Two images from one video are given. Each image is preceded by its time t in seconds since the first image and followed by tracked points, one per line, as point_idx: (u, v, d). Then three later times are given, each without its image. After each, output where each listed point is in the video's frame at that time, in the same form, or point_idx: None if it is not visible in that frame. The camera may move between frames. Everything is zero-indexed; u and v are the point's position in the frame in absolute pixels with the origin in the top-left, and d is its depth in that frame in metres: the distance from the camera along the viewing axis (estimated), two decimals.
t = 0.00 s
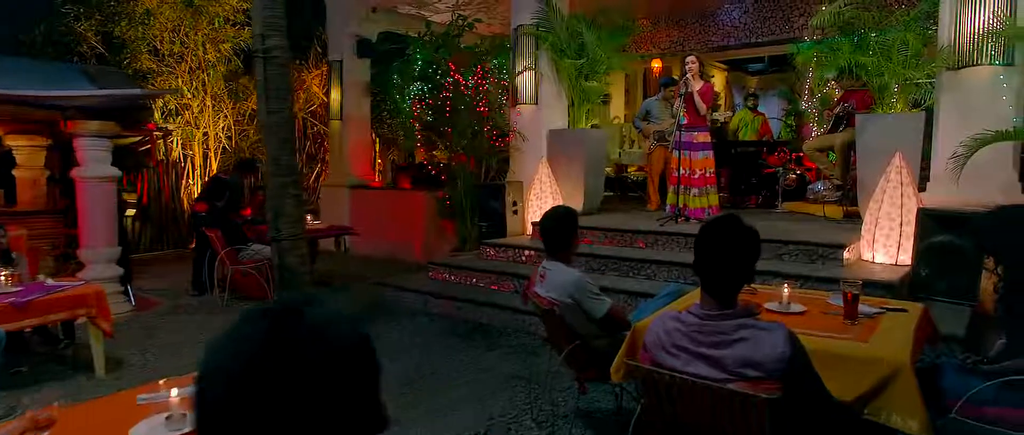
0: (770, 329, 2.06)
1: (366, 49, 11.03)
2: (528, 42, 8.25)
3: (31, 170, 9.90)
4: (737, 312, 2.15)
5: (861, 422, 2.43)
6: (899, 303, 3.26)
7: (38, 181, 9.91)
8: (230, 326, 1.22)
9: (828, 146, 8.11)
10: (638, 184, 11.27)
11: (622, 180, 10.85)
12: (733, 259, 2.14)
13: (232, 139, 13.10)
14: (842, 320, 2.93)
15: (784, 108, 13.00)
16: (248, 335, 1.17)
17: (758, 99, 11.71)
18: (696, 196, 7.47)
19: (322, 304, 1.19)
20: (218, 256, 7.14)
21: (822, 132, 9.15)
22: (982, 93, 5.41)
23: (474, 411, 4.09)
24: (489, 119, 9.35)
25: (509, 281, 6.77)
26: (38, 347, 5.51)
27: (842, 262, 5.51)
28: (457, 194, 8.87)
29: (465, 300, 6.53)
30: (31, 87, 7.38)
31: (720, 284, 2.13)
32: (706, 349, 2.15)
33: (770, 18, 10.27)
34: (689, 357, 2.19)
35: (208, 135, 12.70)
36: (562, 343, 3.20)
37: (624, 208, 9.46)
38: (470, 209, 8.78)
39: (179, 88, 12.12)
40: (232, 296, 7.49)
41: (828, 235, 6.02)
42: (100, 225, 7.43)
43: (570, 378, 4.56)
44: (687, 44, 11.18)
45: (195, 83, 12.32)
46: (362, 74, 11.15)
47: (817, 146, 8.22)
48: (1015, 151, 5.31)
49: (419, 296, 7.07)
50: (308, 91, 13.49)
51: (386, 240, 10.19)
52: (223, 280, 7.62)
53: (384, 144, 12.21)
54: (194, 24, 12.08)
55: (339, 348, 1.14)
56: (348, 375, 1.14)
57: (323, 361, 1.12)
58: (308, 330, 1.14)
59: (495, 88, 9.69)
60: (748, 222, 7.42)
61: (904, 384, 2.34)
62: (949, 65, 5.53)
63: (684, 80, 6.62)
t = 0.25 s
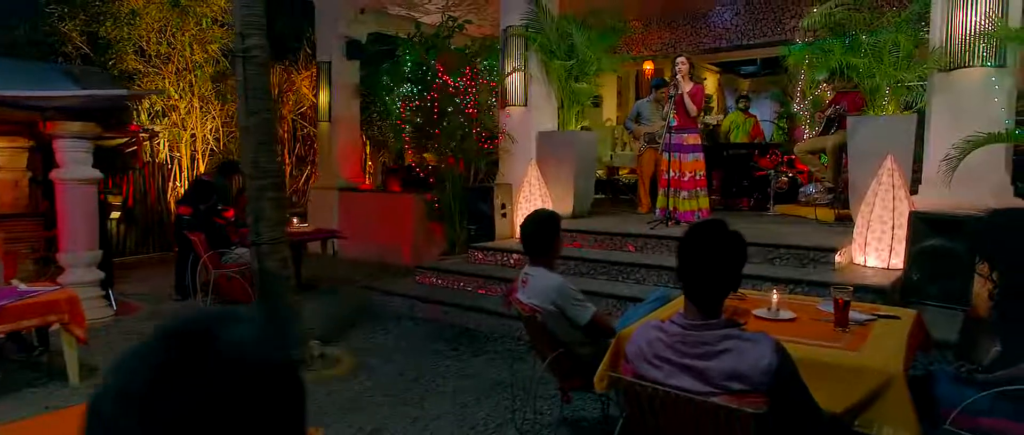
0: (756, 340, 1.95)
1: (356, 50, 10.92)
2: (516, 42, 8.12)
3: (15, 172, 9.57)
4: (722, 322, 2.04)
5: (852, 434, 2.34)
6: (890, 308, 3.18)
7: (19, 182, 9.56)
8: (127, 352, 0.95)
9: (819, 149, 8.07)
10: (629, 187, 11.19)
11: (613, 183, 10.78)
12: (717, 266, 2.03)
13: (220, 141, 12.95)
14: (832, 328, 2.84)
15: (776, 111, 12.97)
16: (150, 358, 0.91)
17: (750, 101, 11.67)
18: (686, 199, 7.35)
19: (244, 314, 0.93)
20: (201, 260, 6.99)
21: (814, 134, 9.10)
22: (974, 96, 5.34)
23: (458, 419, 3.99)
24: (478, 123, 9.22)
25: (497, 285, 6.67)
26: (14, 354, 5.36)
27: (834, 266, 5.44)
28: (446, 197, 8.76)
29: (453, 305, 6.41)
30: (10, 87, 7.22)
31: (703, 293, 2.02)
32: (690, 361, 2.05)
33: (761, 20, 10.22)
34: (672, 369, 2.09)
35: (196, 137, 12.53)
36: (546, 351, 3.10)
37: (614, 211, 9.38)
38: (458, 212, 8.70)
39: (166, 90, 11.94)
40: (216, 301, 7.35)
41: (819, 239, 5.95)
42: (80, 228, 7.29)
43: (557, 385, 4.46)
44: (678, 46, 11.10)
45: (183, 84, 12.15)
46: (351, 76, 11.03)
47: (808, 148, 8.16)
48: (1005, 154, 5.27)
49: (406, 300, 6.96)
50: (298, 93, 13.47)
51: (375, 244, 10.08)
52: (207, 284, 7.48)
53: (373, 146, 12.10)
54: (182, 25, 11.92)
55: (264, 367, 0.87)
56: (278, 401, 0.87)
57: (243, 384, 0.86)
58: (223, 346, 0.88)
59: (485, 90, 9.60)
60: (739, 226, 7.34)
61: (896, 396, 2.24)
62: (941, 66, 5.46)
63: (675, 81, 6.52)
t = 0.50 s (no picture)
0: (741, 350, 1.85)
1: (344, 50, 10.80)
2: (505, 43, 7.99)
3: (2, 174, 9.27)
4: (706, 331, 1.95)
5: None
6: (882, 314, 3.09)
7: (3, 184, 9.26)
8: (11, 372, 0.98)
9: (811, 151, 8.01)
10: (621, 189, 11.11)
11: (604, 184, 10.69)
12: (703, 273, 1.97)
13: (207, 142, 12.78)
14: (822, 334, 2.75)
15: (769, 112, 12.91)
16: (38, 386, 0.96)
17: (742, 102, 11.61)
18: (675, 201, 7.31)
19: (143, 345, 0.99)
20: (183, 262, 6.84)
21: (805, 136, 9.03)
22: (966, 96, 5.28)
23: (440, 428, 3.89)
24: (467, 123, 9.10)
25: (484, 289, 6.56)
26: None
27: (824, 270, 5.37)
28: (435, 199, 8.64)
29: (440, 309, 6.30)
30: None
31: (686, 302, 1.94)
32: (672, 372, 1.95)
33: (753, 21, 10.16)
34: (654, 380, 1.99)
35: (184, 138, 12.31)
36: (529, 359, 2.99)
37: (605, 213, 9.29)
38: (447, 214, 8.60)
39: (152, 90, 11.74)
40: (199, 305, 7.20)
41: (810, 242, 5.88)
42: (59, 229, 7.12)
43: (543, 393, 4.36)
44: (670, 47, 11.04)
45: (169, 85, 11.94)
46: (340, 76, 10.91)
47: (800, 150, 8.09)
48: (996, 156, 5.22)
49: (393, 303, 6.84)
50: (287, 94, 13.29)
51: (363, 247, 9.97)
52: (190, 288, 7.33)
53: (362, 148, 11.96)
54: (168, 24, 11.74)
55: (180, 398, 0.97)
56: (182, 422, 0.97)
57: (145, 413, 0.94)
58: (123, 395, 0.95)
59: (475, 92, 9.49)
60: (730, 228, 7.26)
61: (889, 407, 2.15)
62: (932, 67, 5.38)
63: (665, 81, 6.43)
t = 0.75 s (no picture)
0: (727, 363, 1.76)
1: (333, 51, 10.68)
2: (494, 43, 7.94)
3: None
4: (688, 342, 1.85)
5: None
6: (874, 321, 3.01)
7: None
8: None
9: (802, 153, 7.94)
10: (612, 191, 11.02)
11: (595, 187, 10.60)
12: (686, 282, 1.87)
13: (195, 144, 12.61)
14: (813, 342, 2.66)
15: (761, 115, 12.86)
16: None
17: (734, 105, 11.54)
18: (665, 204, 7.24)
19: (14, 375, 1.63)
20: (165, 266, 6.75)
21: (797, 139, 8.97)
22: (958, 98, 5.21)
23: None
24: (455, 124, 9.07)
25: (472, 293, 6.45)
26: None
27: (816, 274, 5.28)
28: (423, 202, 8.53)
29: (426, 314, 6.19)
30: None
31: (670, 311, 1.85)
32: (654, 384, 1.85)
33: (745, 23, 10.10)
34: (635, 393, 1.89)
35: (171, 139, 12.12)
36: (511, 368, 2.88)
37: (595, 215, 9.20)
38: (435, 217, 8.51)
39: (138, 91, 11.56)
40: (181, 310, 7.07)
41: (801, 245, 5.80)
42: (39, 232, 6.89)
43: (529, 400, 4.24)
44: (662, 49, 10.96)
45: (155, 86, 11.78)
46: (329, 77, 10.80)
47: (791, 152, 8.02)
48: (988, 159, 5.16)
49: (379, 308, 6.72)
50: (276, 96, 13.13)
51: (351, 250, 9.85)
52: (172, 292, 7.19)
53: (351, 150, 11.83)
54: (154, 25, 11.56)
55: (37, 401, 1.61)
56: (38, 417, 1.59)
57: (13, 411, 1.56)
58: (3, 402, 1.57)
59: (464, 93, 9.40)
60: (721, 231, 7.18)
61: (881, 419, 2.06)
62: (923, 68, 5.32)
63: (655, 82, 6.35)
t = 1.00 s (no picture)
0: (711, 376, 1.66)
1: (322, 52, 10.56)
2: (484, 44, 7.86)
3: None
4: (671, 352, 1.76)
5: None
6: (867, 327, 2.92)
7: None
8: None
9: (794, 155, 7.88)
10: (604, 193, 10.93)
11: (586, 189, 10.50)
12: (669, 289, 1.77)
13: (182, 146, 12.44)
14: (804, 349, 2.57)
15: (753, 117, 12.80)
16: None
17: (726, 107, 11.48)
18: (656, 206, 7.14)
19: None
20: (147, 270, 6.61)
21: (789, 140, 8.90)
22: (950, 100, 5.16)
23: None
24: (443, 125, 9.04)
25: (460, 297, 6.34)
26: None
27: (807, 277, 5.21)
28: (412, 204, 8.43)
29: (412, 318, 6.08)
30: None
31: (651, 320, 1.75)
32: (634, 397, 1.75)
33: (737, 24, 10.04)
34: (615, 407, 1.79)
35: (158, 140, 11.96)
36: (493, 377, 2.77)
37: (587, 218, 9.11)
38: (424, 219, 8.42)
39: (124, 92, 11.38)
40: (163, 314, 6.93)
41: (794, 248, 5.72)
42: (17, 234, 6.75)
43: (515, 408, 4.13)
44: (654, 50, 10.90)
45: (142, 87, 11.62)
46: (318, 78, 10.70)
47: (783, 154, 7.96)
48: (981, 161, 5.10)
49: (365, 312, 6.60)
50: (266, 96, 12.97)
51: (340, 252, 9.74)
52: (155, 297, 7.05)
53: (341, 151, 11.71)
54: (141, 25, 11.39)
55: None
56: None
57: None
58: None
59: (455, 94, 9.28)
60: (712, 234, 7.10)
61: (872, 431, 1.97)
62: (915, 69, 5.26)
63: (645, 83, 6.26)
